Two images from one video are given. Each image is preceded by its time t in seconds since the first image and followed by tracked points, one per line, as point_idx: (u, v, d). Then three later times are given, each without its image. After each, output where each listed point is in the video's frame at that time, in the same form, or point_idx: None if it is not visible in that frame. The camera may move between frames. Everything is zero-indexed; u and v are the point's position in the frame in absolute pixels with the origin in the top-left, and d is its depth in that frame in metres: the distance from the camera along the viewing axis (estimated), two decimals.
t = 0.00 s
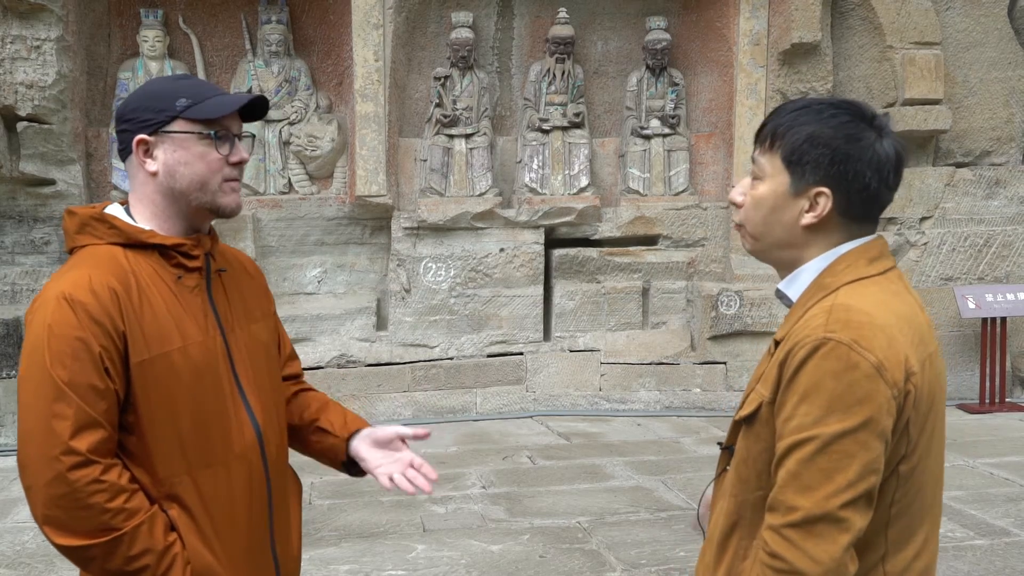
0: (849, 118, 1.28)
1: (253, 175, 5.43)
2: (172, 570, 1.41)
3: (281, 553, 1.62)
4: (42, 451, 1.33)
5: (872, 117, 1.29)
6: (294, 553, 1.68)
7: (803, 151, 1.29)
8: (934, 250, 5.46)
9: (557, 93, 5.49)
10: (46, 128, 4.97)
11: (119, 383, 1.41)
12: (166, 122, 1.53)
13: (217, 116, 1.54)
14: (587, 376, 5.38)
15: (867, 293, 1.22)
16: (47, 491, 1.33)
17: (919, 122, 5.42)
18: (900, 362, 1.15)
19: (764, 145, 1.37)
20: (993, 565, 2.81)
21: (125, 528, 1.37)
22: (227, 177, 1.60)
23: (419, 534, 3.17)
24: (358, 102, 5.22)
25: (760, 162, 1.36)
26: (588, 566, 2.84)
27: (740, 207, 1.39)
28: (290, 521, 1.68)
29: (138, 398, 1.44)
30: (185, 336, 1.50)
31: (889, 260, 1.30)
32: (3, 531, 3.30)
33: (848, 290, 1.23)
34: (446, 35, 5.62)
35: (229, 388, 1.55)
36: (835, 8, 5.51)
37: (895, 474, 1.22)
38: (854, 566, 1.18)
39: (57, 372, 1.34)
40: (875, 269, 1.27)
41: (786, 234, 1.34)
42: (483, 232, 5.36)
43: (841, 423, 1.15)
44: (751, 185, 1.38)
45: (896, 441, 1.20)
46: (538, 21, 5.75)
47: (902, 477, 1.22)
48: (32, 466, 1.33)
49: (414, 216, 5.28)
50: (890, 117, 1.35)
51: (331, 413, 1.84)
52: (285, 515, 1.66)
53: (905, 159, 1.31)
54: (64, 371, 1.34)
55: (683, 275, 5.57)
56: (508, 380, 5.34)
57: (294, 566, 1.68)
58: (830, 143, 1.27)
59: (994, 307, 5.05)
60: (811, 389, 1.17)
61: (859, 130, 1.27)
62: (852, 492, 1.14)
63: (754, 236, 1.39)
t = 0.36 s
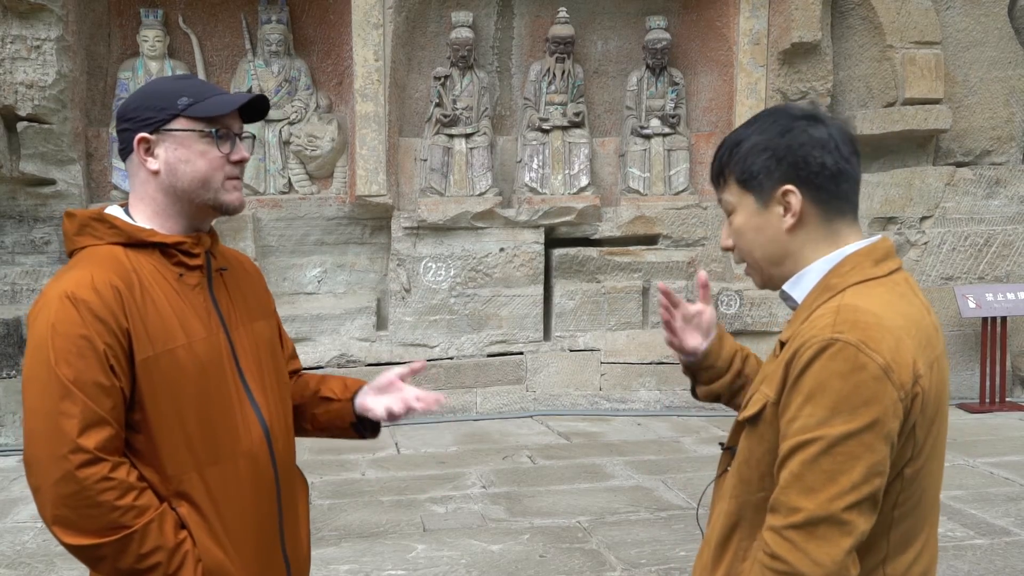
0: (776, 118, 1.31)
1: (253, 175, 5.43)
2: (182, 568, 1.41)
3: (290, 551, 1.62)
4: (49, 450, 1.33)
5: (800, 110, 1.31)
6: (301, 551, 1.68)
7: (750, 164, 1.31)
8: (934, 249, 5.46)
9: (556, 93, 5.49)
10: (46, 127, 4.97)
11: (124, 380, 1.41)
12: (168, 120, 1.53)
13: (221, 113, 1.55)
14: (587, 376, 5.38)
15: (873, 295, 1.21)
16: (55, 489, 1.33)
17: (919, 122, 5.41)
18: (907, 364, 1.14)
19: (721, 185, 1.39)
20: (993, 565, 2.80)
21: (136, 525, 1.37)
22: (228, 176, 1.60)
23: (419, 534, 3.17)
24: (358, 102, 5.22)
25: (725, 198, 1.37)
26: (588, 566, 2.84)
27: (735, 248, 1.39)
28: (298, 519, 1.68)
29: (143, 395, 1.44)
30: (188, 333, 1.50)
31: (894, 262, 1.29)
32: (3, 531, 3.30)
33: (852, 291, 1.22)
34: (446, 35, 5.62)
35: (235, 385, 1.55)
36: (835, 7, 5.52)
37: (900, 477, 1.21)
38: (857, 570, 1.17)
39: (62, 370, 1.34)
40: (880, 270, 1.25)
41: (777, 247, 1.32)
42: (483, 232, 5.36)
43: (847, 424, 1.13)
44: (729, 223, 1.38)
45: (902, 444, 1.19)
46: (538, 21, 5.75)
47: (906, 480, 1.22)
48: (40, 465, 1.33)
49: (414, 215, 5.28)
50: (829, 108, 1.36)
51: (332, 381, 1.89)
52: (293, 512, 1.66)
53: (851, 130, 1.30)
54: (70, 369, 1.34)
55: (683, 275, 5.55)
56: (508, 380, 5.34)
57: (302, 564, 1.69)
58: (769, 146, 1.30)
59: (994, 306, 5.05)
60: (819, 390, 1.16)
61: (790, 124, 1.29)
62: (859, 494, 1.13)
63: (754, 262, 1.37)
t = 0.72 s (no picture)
0: (789, 112, 1.27)
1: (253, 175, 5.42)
2: (185, 571, 1.41)
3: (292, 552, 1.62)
4: (52, 454, 1.33)
5: (814, 106, 1.27)
6: (303, 552, 1.68)
7: (752, 154, 1.28)
8: (934, 249, 5.46)
9: (556, 93, 5.49)
10: (46, 127, 4.97)
11: (129, 383, 1.41)
12: (172, 121, 1.53)
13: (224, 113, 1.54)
14: (587, 376, 5.38)
15: (859, 294, 1.20)
16: (58, 494, 1.33)
17: (919, 122, 5.41)
18: (895, 363, 1.13)
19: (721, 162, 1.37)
20: (992, 565, 2.80)
21: (137, 529, 1.37)
22: (236, 175, 1.60)
23: (420, 534, 3.17)
24: (358, 102, 5.22)
25: (722, 177, 1.35)
26: (588, 566, 2.84)
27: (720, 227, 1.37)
28: (301, 520, 1.68)
29: (149, 397, 1.44)
30: (194, 335, 1.50)
31: (876, 261, 1.28)
32: (3, 531, 3.31)
33: (838, 291, 1.21)
34: (446, 35, 5.62)
35: (239, 387, 1.55)
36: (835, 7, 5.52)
37: (891, 476, 1.21)
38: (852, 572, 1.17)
39: (67, 373, 1.34)
40: (864, 269, 1.24)
41: (761, 241, 1.31)
42: (483, 232, 5.36)
43: (837, 424, 1.13)
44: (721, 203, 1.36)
45: (891, 444, 1.19)
46: (538, 21, 5.76)
47: (897, 478, 1.21)
48: (44, 469, 1.34)
49: (414, 215, 5.28)
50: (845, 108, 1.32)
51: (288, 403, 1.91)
52: (296, 514, 1.66)
53: (861, 138, 1.27)
54: (75, 373, 1.34)
55: (683, 275, 5.56)
56: (508, 380, 5.34)
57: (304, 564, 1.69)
58: (775, 140, 1.26)
59: (994, 306, 5.05)
60: (808, 391, 1.15)
61: (803, 120, 1.25)
62: (853, 494, 1.12)
63: (734, 250, 1.36)
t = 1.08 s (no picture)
0: (814, 114, 1.23)
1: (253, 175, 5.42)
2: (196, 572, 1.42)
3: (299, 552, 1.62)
4: (62, 458, 1.33)
5: (840, 113, 1.24)
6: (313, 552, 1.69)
7: (769, 150, 1.25)
8: (934, 249, 5.46)
9: (556, 93, 5.49)
10: (45, 127, 4.97)
11: (136, 386, 1.41)
12: (180, 123, 1.53)
13: (233, 121, 1.54)
14: (587, 375, 5.38)
15: (830, 291, 1.19)
16: (68, 498, 1.33)
17: (918, 121, 5.41)
18: (859, 356, 1.12)
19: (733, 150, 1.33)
20: (992, 564, 2.80)
21: (149, 532, 1.37)
22: (237, 185, 1.59)
23: (419, 534, 3.17)
24: (358, 101, 5.22)
25: (732, 167, 1.31)
26: (588, 566, 2.84)
27: (719, 216, 1.34)
28: (308, 520, 1.68)
29: (154, 400, 1.44)
30: (198, 337, 1.50)
31: (861, 261, 1.26)
32: (3, 531, 3.30)
33: (810, 289, 1.20)
34: (445, 35, 5.62)
35: (243, 388, 1.55)
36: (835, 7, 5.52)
37: (861, 475, 1.18)
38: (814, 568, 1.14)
39: (75, 377, 1.34)
40: (843, 268, 1.23)
41: (760, 237, 1.29)
42: (483, 232, 5.36)
43: (796, 416, 1.12)
44: (725, 191, 1.33)
45: (859, 441, 1.16)
46: (537, 21, 5.76)
47: (871, 478, 1.17)
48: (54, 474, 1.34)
49: (413, 215, 5.28)
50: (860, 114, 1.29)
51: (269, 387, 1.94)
52: (302, 514, 1.66)
53: (876, 152, 1.25)
54: (83, 376, 1.34)
55: (682, 274, 5.57)
56: (508, 380, 5.34)
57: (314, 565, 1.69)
58: (794, 141, 1.23)
59: (994, 306, 5.05)
60: (769, 383, 1.14)
61: (825, 124, 1.22)
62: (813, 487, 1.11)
63: (729, 239, 1.34)
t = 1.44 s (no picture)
0: (804, 113, 1.21)
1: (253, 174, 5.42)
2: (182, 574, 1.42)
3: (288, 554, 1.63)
4: (49, 459, 1.33)
5: (829, 109, 1.22)
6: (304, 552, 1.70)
7: (761, 155, 1.22)
8: (934, 248, 5.47)
9: (556, 92, 5.48)
10: (45, 127, 4.97)
11: (125, 388, 1.41)
12: (174, 123, 1.53)
13: (226, 122, 1.54)
14: (587, 375, 5.38)
15: (821, 294, 1.17)
16: (54, 499, 1.33)
17: (919, 120, 5.41)
18: (844, 360, 1.10)
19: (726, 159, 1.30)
20: (992, 563, 2.80)
21: (135, 534, 1.37)
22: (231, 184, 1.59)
23: (419, 533, 3.17)
24: (358, 101, 5.21)
25: (726, 176, 1.29)
26: (588, 566, 2.84)
27: (720, 226, 1.31)
28: (297, 520, 1.68)
29: (144, 402, 1.44)
30: (189, 340, 1.50)
31: (861, 263, 1.23)
32: (3, 531, 3.31)
33: (800, 293, 1.18)
34: (445, 34, 5.62)
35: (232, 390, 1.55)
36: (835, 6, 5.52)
37: (849, 479, 1.15)
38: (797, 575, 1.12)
39: (64, 379, 1.34)
40: (840, 270, 1.21)
41: (762, 244, 1.26)
42: (483, 231, 5.36)
43: (779, 421, 1.10)
44: (722, 202, 1.30)
45: (847, 446, 1.13)
46: (537, 20, 5.76)
47: (862, 484, 1.14)
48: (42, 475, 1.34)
49: (413, 215, 5.28)
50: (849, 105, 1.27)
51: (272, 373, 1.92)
52: (291, 513, 1.66)
53: (869, 144, 1.22)
54: (71, 378, 1.34)
55: (682, 274, 5.56)
56: (508, 379, 5.34)
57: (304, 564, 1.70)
58: (785, 143, 1.20)
59: (994, 305, 5.05)
60: (753, 389, 1.13)
61: (815, 122, 1.20)
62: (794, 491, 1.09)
63: (732, 248, 1.31)
